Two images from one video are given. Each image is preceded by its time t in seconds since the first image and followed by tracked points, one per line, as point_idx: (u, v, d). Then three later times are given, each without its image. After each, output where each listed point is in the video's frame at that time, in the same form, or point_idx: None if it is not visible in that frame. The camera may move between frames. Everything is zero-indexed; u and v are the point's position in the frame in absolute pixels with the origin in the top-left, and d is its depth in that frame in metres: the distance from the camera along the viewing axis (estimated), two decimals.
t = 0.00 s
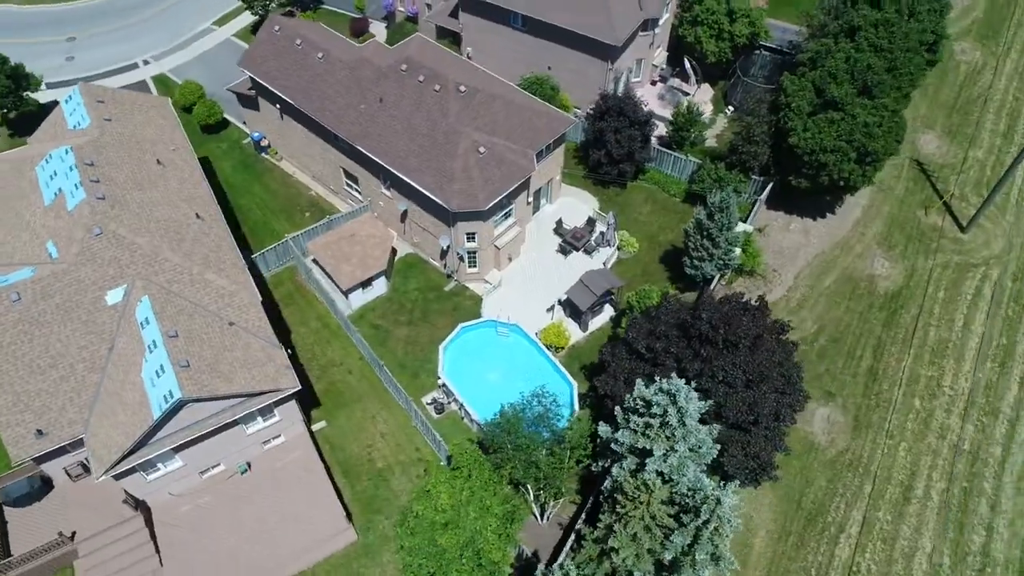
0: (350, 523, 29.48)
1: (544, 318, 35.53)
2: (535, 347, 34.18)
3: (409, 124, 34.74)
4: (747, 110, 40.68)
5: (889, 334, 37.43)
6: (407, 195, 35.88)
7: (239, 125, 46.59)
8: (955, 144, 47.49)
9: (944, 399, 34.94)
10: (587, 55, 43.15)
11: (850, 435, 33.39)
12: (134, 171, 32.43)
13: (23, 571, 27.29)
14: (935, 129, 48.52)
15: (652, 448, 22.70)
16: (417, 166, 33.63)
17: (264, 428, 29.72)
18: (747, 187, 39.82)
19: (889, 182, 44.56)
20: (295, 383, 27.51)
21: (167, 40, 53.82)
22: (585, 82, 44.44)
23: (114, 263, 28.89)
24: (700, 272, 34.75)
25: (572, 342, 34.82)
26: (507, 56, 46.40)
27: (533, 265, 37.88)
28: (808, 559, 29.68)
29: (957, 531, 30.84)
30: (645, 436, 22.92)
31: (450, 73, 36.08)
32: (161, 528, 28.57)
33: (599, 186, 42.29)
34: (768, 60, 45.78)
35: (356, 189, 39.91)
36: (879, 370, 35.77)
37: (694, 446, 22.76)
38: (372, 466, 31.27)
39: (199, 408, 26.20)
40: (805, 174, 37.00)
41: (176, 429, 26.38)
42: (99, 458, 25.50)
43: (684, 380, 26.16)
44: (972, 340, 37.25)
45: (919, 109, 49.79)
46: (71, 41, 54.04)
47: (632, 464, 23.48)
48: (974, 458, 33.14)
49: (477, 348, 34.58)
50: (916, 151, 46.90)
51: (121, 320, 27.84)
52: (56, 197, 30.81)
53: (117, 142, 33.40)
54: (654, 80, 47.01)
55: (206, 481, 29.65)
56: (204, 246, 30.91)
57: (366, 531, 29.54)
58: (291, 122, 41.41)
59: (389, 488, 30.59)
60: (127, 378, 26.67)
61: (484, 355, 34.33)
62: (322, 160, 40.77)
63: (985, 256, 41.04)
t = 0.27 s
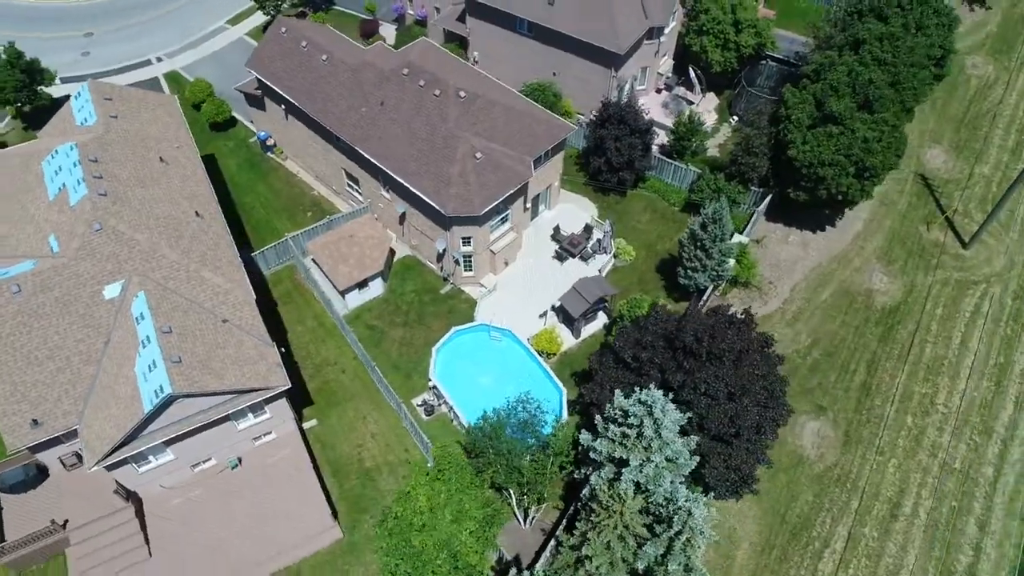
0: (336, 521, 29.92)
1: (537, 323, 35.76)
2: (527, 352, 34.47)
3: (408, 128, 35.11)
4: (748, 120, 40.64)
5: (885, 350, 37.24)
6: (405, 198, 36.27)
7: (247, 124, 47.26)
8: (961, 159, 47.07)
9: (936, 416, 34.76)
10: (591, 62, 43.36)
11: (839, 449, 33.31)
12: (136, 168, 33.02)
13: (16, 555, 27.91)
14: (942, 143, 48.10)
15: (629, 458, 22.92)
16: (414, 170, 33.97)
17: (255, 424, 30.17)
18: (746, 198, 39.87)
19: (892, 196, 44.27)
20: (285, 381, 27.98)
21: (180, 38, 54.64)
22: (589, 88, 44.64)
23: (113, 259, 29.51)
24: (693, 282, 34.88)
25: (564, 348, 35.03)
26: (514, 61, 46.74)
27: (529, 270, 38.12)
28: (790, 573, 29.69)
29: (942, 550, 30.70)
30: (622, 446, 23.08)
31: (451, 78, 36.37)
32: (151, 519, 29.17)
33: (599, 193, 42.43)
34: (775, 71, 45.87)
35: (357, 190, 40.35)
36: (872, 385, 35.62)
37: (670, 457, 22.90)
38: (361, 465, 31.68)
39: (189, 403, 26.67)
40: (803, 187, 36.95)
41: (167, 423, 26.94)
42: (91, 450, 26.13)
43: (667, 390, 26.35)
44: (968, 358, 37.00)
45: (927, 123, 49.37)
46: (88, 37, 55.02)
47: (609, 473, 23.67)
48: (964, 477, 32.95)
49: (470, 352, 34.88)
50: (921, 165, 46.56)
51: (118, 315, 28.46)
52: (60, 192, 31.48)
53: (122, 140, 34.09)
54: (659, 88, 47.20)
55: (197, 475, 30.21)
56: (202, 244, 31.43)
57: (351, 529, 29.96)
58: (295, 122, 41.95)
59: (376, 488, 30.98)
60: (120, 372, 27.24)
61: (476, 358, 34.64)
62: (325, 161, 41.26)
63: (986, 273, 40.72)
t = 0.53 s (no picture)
0: (322, 519, 30.36)
1: (529, 329, 36.00)
2: (519, 357, 34.78)
3: (407, 133, 35.48)
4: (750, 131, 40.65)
5: (880, 365, 37.04)
6: (403, 201, 36.66)
7: (253, 123, 47.93)
8: (966, 175, 46.66)
9: (928, 433, 34.59)
10: (594, 69, 43.69)
11: (828, 464, 33.25)
12: (139, 167, 33.66)
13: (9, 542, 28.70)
14: (948, 158, 47.71)
15: (605, 467, 23.09)
16: (411, 174, 34.34)
17: (246, 421, 30.67)
18: (744, 209, 39.77)
19: (894, 211, 44.03)
20: (275, 379, 28.43)
21: (193, 36, 55.44)
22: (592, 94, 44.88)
23: (111, 255, 30.13)
24: (685, 292, 34.98)
25: (556, 354, 35.25)
26: (519, 66, 47.04)
27: (524, 275, 38.39)
28: None
29: (927, 568, 30.59)
30: (598, 456, 23.28)
31: (451, 83, 36.71)
32: (142, 511, 29.79)
33: (598, 200, 42.61)
34: (780, 81, 45.97)
35: (358, 192, 40.80)
36: (864, 400, 35.51)
37: (647, 467, 22.96)
38: (349, 465, 32.11)
39: (179, 399, 27.17)
40: (800, 200, 36.90)
41: (158, 418, 27.47)
42: (84, 442, 26.73)
43: (649, 401, 26.52)
44: (963, 376, 36.77)
45: (933, 137, 48.96)
46: (102, 34, 55.92)
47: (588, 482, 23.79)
48: (953, 496, 32.78)
49: (462, 355, 35.24)
50: (925, 180, 46.23)
51: (115, 309, 29.09)
52: (63, 188, 32.20)
53: (126, 137, 34.77)
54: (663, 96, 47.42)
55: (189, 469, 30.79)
56: (200, 242, 31.99)
57: (337, 527, 30.38)
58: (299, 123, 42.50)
59: (363, 487, 31.40)
60: (115, 366, 27.83)
61: (467, 361, 35.02)
62: (327, 162, 41.75)
63: (985, 290, 40.42)
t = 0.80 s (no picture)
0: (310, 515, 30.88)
1: (522, 333, 36.29)
2: (512, 362, 35.02)
3: (406, 136, 35.87)
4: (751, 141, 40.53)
5: (874, 380, 36.90)
6: (402, 203, 37.08)
7: (262, 122, 48.65)
8: (972, 190, 46.24)
9: (919, 450, 34.45)
10: (598, 76, 43.87)
11: (816, 477, 33.21)
12: (143, 164, 34.33)
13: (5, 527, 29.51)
14: (954, 173, 47.27)
15: (582, 475, 23.38)
16: (409, 177, 34.75)
17: (238, 417, 31.21)
18: (742, 221, 39.80)
19: (896, 226, 43.78)
20: (266, 377, 28.89)
21: (206, 34, 56.28)
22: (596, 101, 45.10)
23: (112, 250, 30.81)
24: (678, 301, 35.14)
25: (548, 360, 35.54)
26: (525, 71, 47.34)
27: (520, 280, 38.69)
28: None
29: None
30: (575, 463, 23.55)
31: (452, 88, 37.05)
32: (135, 501, 30.47)
33: (598, 207, 42.78)
34: (786, 92, 46.60)
35: (359, 192, 41.27)
36: (856, 415, 35.41)
37: (625, 476, 23.16)
38: (339, 463, 32.59)
39: (171, 393, 27.70)
40: (798, 212, 36.89)
41: (151, 411, 28.07)
42: (78, 432, 27.40)
43: (632, 410, 26.65)
44: (958, 394, 36.55)
45: (939, 152, 48.54)
46: (119, 31, 56.95)
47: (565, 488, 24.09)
48: (941, 514, 32.63)
49: (455, 358, 35.59)
50: (929, 194, 45.88)
51: (113, 303, 29.75)
52: (68, 183, 32.95)
53: (133, 135, 35.47)
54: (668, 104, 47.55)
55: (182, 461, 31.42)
56: (200, 239, 32.59)
57: (324, 524, 30.88)
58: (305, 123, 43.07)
59: (352, 485, 31.89)
60: (110, 359, 28.47)
61: (460, 363, 35.38)
62: (331, 162, 42.28)
63: (985, 308, 40.09)
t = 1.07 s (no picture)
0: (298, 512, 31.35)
1: (515, 338, 36.59)
2: (504, 366, 35.33)
3: (405, 139, 36.30)
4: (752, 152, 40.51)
5: (867, 394, 36.78)
6: (400, 206, 37.55)
7: (269, 120, 49.34)
8: (976, 206, 45.85)
9: (908, 466, 34.34)
10: (602, 83, 44.06)
11: (802, 490, 33.23)
12: (147, 161, 35.02)
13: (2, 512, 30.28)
14: (959, 188, 46.90)
15: (558, 481, 23.56)
16: (406, 181, 35.18)
17: (231, 412, 31.82)
18: (739, 231, 39.93)
19: (897, 240, 43.60)
20: (258, 373, 29.44)
21: (219, 33, 57.09)
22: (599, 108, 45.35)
23: (113, 245, 31.49)
24: (670, 311, 35.34)
25: (539, 364, 35.77)
26: (529, 76, 47.63)
27: (516, 284, 39.01)
28: None
29: None
30: (552, 469, 23.79)
31: (453, 93, 37.41)
32: (128, 491, 31.13)
33: (597, 214, 43.02)
34: (790, 103, 46.49)
35: (360, 193, 41.78)
36: (846, 429, 35.35)
37: (602, 484, 23.32)
38: (328, 460, 33.07)
39: (164, 387, 28.27)
40: (794, 224, 36.84)
41: (144, 405, 28.68)
42: (73, 422, 28.05)
43: (614, 419, 26.83)
44: (951, 411, 36.37)
45: (944, 166, 48.11)
46: (134, 27, 57.94)
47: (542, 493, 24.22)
48: (928, 531, 32.53)
49: (448, 360, 35.95)
50: (932, 209, 45.54)
51: (112, 297, 30.46)
52: (73, 178, 33.71)
53: (138, 132, 36.18)
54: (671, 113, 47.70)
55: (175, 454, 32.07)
56: (200, 237, 33.22)
57: (311, 520, 31.37)
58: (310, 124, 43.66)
59: (340, 482, 32.36)
60: (107, 352, 29.11)
61: (451, 365, 35.74)
62: (334, 162, 42.82)
63: (983, 325, 39.81)
